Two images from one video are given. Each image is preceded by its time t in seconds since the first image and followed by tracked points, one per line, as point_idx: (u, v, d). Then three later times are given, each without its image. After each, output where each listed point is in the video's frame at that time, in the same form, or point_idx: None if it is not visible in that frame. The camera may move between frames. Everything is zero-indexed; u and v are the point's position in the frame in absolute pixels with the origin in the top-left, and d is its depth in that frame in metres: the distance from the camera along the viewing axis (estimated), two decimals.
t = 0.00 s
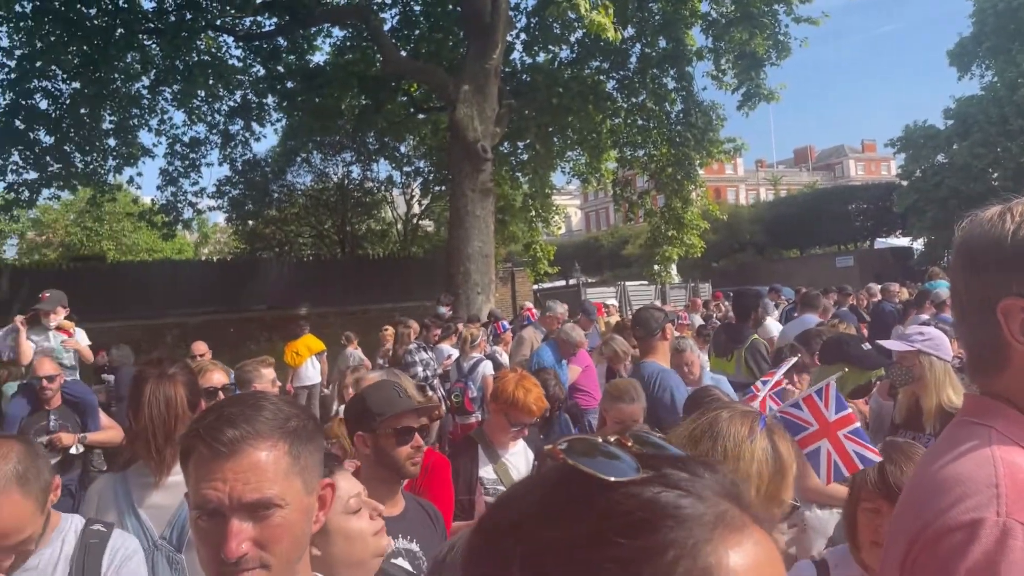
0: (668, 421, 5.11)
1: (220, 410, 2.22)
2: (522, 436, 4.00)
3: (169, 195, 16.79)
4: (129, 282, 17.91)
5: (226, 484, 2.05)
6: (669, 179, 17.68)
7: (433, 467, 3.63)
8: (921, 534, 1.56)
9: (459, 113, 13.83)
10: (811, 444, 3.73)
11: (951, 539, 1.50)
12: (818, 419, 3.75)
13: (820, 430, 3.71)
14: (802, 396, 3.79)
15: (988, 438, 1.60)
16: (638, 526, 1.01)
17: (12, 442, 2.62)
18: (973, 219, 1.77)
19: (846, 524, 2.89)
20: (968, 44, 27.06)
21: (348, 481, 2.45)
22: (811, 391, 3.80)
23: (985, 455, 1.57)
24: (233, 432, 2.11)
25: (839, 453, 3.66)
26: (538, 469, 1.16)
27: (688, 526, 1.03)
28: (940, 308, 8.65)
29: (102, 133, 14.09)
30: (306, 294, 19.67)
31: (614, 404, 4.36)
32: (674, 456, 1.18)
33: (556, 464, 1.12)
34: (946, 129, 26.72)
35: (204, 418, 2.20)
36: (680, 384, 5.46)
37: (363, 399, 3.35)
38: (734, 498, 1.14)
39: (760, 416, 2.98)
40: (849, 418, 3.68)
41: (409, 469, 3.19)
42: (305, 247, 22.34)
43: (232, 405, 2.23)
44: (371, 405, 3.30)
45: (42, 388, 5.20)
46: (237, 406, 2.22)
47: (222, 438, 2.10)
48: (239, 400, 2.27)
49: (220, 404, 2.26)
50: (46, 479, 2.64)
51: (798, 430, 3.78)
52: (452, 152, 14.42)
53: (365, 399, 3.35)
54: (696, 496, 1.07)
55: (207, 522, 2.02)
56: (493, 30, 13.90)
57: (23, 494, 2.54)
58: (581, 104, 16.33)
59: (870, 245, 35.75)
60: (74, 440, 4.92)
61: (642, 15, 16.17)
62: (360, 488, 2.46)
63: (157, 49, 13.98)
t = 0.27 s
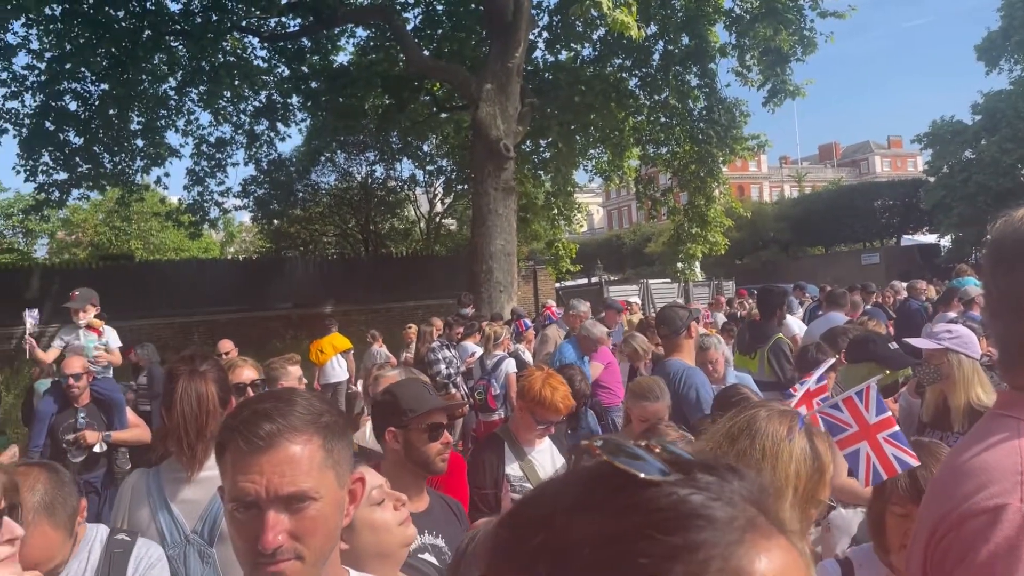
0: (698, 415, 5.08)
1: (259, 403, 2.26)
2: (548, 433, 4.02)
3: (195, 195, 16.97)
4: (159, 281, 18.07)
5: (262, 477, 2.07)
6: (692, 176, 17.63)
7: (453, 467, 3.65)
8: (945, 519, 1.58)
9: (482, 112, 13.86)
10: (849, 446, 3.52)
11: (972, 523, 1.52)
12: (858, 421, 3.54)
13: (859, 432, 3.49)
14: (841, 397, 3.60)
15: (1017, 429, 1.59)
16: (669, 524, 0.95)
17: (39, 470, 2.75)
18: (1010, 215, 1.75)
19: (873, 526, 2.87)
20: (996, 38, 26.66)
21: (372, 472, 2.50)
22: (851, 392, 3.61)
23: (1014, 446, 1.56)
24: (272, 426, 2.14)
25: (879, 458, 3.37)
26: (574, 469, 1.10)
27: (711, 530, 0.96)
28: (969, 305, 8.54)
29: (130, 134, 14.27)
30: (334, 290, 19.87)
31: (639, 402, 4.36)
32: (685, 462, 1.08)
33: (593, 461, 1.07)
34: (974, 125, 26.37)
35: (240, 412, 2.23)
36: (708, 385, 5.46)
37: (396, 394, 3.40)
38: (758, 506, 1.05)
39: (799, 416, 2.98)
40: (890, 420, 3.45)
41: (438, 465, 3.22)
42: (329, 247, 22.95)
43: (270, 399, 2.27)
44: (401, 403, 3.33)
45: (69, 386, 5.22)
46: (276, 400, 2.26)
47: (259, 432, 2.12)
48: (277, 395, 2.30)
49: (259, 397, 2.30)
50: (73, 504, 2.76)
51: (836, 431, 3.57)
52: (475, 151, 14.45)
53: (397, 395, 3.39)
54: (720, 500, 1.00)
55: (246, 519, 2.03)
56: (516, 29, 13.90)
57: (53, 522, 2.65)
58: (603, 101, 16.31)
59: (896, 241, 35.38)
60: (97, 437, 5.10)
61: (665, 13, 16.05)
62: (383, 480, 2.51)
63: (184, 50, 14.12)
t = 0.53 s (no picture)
0: (719, 413, 5.03)
1: (285, 402, 2.27)
2: (571, 431, 4.03)
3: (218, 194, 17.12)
4: (183, 280, 18.20)
5: (294, 475, 2.09)
6: (714, 173, 17.56)
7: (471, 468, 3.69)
8: (961, 510, 1.51)
9: (502, 111, 13.86)
10: (876, 443, 3.85)
11: (986, 514, 1.45)
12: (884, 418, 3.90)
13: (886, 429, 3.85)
14: (869, 394, 3.93)
15: None
16: (712, 520, 0.93)
17: (70, 471, 2.78)
18: None
19: (898, 525, 2.83)
20: None
21: (400, 469, 2.56)
22: (878, 390, 3.94)
23: None
24: (304, 423, 2.16)
25: (904, 455, 3.76)
26: (618, 465, 1.07)
27: (754, 524, 0.95)
28: (998, 302, 8.44)
29: (154, 134, 14.44)
30: (355, 288, 19.97)
31: (661, 401, 4.34)
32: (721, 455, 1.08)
33: (640, 457, 1.04)
34: (1001, 120, 26.04)
35: (267, 412, 2.25)
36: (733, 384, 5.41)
37: (420, 391, 3.42)
38: (797, 501, 1.04)
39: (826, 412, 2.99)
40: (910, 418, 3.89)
41: (462, 462, 3.24)
42: (351, 245, 22.95)
43: (297, 397, 2.28)
44: (427, 400, 3.35)
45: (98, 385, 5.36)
46: (304, 398, 2.27)
47: (291, 429, 2.15)
48: (303, 391, 2.31)
49: (286, 393, 2.32)
50: (103, 506, 2.80)
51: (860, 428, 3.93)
52: (495, 149, 14.46)
53: (421, 391, 3.42)
54: (761, 494, 0.99)
55: (280, 522, 2.05)
56: (536, 27, 13.90)
57: (84, 523, 2.70)
58: (624, 99, 16.27)
59: (921, 238, 35.01)
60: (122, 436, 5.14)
61: (685, 9, 15.91)
62: (411, 475, 2.56)
63: (207, 51, 14.22)
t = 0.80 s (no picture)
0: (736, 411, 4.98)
1: (298, 411, 2.25)
2: (591, 429, 4.01)
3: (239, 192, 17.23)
4: (205, 278, 18.35)
5: (327, 481, 2.09)
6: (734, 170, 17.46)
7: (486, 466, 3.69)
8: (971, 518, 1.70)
9: (521, 108, 13.83)
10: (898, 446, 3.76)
11: (1000, 519, 1.63)
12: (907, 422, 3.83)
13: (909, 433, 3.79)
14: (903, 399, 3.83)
15: None
16: (794, 502, 1.01)
17: (101, 468, 2.92)
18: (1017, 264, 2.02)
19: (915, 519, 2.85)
20: None
21: (424, 467, 2.58)
22: (907, 394, 3.86)
23: None
24: (330, 428, 2.15)
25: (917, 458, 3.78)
26: (702, 450, 1.16)
27: (840, 502, 1.03)
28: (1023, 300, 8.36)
29: (176, 133, 14.57)
30: (375, 286, 20.05)
31: (680, 398, 4.32)
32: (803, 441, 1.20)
33: (726, 444, 1.13)
34: None
35: (283, 421, 2.24)
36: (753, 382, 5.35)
37: (441, 388, 3.42)
38: (884, 483, 1.13)
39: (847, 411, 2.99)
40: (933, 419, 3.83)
41: (482, 460, 3.25)
42: (370, 242, 23.11)
43: (313, 401, 2.27)
44: (447, 396, 3.35)
45: (125, 379, 5.41)
46: (323, 402, 2.25)
47: (318, 435, 2.13)
48: (319, 394, 2.30)
49: (301, 396, 2.32)
50: (131, 504, 2.88)
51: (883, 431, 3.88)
52: (513, 146, 14.45)
53: (442, 388, 3.42)
54: (849, 476, 1.08)
55: (310, 527, 2.05)
56: (555, 24, 13.87)
57: (112, 518, 2.77)
58: (642, 95, 16.19)
59: (944, 235, 34.63)
60: (153, 432, 5.19)
61: (705, 6, 15.76)
62: (435, 475, 2.58)
63: (228, 50, 14.30)
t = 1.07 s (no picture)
0: (753, 411, 4.96)
1: (323, 412, 2.20)
2: (610, 426, 4.01)
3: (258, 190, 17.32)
4: (224, 276, 18.47)
5: (358, 484, 2.07)
6: (752, 167, 17.35)
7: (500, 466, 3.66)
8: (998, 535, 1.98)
9: (538, 106, 13.82)
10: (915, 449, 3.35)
11: None
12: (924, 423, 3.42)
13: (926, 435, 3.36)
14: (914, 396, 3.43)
15: None
16: (879, 509, 0.98)
17: (129, 463, 2.92)
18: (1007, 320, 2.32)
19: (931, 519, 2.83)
20: None
21: (447, 464, 2.59)
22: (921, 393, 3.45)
23: None
24: (361, 430, 2.11)
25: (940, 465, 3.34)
26: (784, 455, 1.12)
27: (924, 510, 1.01)
28: None
29: (195, 132, 14.68)
30: (392, 284, 20.10)
31: (697, 397, 4.30)
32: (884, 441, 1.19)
33: (809, 447, 1.10)
34: None
35: (307, 421, 2.20)
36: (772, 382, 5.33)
37: (460, 388, 3.43)
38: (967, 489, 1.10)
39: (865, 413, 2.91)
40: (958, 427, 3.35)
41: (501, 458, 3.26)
42: (387, 240, 23.28)
43: (340, 401, 2.22)
44: (467, 393, 3.37)
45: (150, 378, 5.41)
46: (347, 404, 2.21)
47: (347, 440, 2.09)
48: (343, 396, 2.25)
49: (326, 397, 2.27)
50: (159, 499, 2.90)
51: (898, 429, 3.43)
52: (530, 144, 14.46)
53: (461, 388, 3.42)
54: (932, 482, 1.05)
55: (340, 527, 2.03)
56: (572, 21, 13.85)
57: (138, 515, 2.78)
58: (660, 93, 16.13)
59: (966, 233, 34.28)
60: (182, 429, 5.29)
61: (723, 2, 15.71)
62: (454, 473, 2.55)
63: (246, 49, 14.39)
